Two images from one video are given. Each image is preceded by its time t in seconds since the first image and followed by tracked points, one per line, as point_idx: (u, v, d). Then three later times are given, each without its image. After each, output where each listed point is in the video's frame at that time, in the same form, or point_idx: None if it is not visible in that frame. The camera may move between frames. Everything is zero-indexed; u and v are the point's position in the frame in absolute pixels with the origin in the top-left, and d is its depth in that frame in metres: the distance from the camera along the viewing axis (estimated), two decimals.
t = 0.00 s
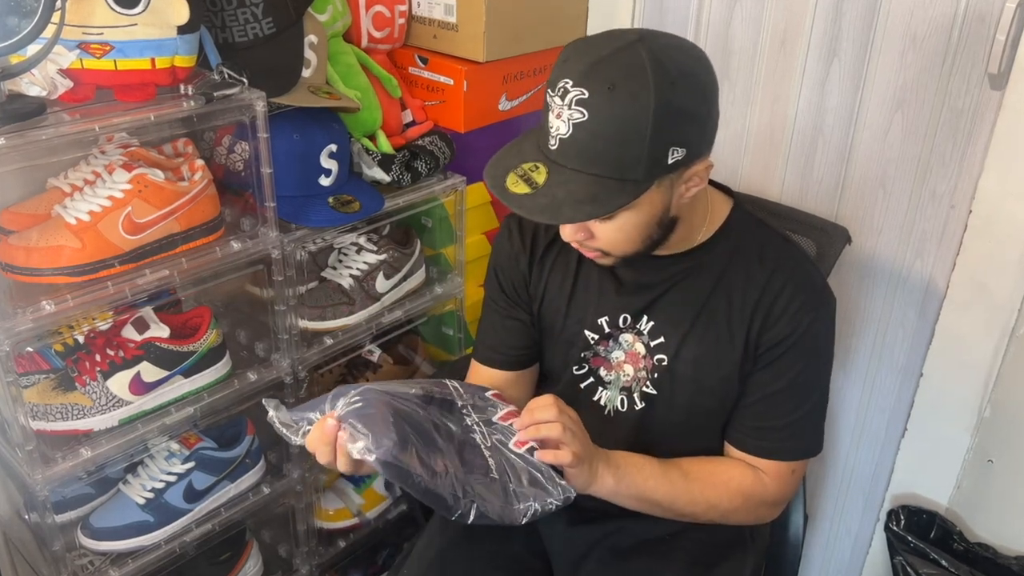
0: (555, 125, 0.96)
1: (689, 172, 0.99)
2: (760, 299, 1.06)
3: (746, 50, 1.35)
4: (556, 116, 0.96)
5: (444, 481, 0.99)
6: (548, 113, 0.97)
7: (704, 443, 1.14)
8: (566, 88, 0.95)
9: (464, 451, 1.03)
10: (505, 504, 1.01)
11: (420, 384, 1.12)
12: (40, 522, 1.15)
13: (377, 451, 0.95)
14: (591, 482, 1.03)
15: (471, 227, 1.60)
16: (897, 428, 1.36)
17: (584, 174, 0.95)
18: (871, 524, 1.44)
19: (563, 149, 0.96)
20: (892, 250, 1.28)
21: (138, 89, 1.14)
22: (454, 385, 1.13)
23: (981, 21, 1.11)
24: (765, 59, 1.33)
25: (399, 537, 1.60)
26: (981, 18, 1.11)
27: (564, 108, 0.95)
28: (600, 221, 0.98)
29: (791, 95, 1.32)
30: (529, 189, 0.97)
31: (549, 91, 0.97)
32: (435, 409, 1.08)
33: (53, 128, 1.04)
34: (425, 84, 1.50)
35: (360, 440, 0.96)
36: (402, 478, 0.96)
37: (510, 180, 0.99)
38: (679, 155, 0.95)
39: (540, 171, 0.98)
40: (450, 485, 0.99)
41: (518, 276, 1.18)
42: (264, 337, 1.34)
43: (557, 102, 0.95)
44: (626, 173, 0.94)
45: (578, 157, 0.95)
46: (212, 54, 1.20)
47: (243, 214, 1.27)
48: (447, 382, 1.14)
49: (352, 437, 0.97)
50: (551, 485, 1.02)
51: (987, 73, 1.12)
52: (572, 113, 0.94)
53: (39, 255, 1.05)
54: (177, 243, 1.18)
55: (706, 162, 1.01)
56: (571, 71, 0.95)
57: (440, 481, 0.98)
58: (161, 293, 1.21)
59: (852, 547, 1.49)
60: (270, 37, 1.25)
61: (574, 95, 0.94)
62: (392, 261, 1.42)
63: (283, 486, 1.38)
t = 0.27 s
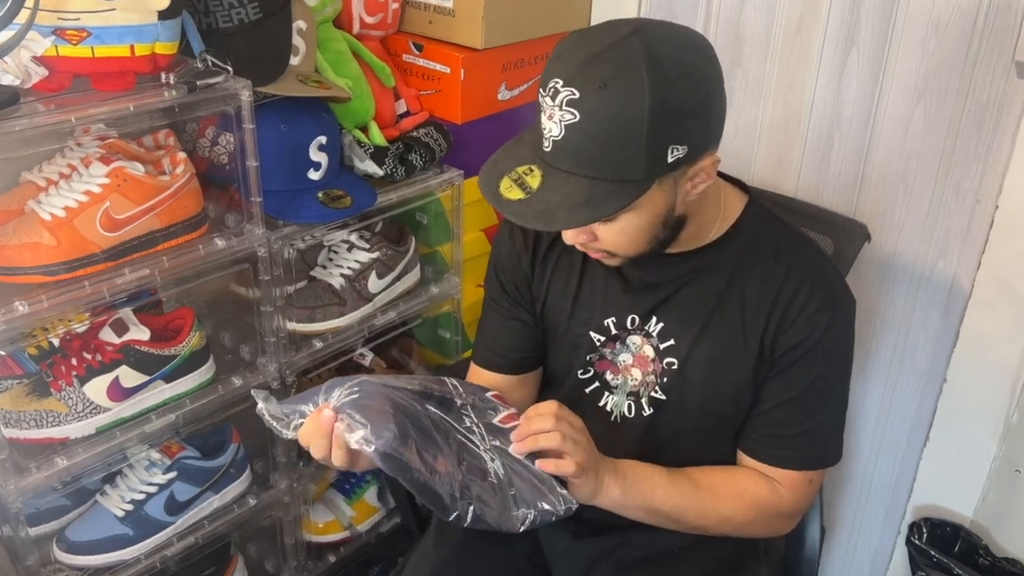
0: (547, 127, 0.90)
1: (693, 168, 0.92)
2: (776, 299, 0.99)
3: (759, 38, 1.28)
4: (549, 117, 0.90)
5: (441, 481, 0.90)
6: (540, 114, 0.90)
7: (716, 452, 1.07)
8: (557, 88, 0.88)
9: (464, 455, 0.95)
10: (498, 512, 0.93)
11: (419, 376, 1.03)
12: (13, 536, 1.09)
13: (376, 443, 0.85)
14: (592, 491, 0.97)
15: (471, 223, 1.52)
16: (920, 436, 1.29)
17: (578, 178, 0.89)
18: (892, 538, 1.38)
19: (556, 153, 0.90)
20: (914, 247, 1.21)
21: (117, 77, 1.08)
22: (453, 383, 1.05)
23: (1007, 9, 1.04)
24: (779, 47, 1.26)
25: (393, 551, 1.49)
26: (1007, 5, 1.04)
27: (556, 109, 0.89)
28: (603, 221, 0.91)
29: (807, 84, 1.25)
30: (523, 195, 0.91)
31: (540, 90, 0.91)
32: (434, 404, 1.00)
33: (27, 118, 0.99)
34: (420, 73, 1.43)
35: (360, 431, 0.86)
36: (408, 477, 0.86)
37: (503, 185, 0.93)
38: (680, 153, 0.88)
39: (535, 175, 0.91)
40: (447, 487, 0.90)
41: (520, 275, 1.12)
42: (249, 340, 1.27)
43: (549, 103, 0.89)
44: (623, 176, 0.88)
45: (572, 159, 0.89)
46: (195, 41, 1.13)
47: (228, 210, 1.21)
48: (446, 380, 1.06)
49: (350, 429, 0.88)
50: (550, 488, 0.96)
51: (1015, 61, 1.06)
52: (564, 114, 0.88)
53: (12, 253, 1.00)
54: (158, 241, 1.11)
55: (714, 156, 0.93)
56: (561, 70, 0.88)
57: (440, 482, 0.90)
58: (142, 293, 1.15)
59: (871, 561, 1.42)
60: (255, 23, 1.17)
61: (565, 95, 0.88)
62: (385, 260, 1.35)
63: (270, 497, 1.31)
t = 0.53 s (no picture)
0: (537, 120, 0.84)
1: (696, 164, 0.85)
2: (793, 301, 0.93)
3: (774, 24, 1.21)
4: (538, 110, 0.84)
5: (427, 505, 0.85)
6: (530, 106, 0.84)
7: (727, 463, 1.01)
8: (547, 79, 0.82)
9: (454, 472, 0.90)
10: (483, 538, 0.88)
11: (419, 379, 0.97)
12: None
13: (355, 465, 0.81)
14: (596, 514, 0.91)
15: (466, 220, 1.45)
16: (945, 445, 1.21)
17: (567, 175, 0.83)
18: (915, 553, 1.30)
19: (547, 149, 0.84)
20: (940, 243, 1.14)
21: (92, 64, 1.01)
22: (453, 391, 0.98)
23: None
24: (795, 33, 1.19)
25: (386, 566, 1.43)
26: None
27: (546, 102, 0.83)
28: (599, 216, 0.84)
29: (825, 71, 1.18)
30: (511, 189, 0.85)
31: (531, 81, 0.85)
32: (429, 419, 0.93)
33: None
34: (414, 59, 1.35)
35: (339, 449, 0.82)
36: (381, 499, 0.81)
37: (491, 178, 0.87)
38: (677, 150, 0.82)
39: (524, 169, 0.85)
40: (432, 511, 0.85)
41: (522, 273, 1.05)
42: (232, 343, 1.20)
43: (539, 95, 0.83)
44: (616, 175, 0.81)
45: (562, 156, 0.82)
46: (175, 25, 1.06)
47: (211, 205, 1.14)
48: (447, 389, 0.98)
49: (331, 446, 0.83)
50: (543, 517, 0.90)
51: None
52: (553, 107, 0.82)
53: None
54: (137, 238, 1.05)
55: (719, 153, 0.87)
56: (552, 59, 0.82)
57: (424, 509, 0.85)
58: (119, 293, 1.09)
59: None
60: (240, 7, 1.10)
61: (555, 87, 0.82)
62: (377, 258, 1.28)
63: (255, 511, 1.24)
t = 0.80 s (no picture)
0: (535, 128, 0.99)
1: (667, 177, 1.00)
2: (755, 304, 1.07)
3: (743, 56, 1.37)
4: (534, 121, 0.99)
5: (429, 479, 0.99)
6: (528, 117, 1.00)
7: (699, 441, 1.16)
8: (543, 94, 0.98)
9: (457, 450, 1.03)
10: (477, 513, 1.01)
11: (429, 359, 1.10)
12: (48, 518, 1.17)
13: (371, 447, 0.94)
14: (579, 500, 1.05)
15: (471, 229, 1.63)
16: (891, 427, 1.40)
17: (557, 177, 0.98)
18: (865, 522, 1.49)
19: (545, 153, 0.98)
20: (886, 252, 1.31)
21: (143, 91, 1.12)
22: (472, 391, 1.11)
23: (973, 26, 1.13)
24: (762, 64, 1.35)
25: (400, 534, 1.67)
26: (972, 25, 1.13)
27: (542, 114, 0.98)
28: (582, 220, 1.00)
29: (787, 98, 1.34)
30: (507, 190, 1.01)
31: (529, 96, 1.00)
32: (448, 411, 1.06)
33: (61, 130, 1.01)
34: (427, 87, 1.53)
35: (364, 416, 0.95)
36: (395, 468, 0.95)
37: (492, 180, 1.03)
38: (654, 159, 0.97)
39: (519, 174, 1.01)
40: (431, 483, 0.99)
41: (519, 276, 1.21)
42: (266, 337, 1.36)
43: (536, 108, 0.98)
44: (602, 179, 0.95)
45: (553, 161, 0.98)
46: (218, 59, 1.22)
47: (248, 216, 1.29)
48: (471, 378, 1.14)
49: (356, 424, 0.95)
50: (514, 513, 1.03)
51: (980, 78, 1.14)
52: (546, 119, 0.97)
53: (49, 257, 1.06)
54: (183, 244, 1.18)
55: (688, 166, 1.01)
56: (546, 79, 0.98)
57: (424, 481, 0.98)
58: (167, 293, 1.23)
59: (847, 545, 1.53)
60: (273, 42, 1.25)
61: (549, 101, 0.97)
62: (393, 262, 1.45)
63: (287, 483, 1.42)
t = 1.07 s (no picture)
0: (611, 42, 0.96)
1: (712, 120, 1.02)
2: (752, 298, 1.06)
3: (742, 55, 1.37)
4: (615, 33, 0.95)
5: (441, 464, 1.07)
6: (604, 33, 0.96)
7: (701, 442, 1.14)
8: (621, 9, 0.96)
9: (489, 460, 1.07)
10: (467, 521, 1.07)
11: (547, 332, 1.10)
12: (47, 519, 1.17)
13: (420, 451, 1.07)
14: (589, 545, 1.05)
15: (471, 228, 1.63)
16: (891, 427, 1.40)
17: (651, 81, 0.93)
18: (865, 521, 1.49)
19: (620, 65, 0.95)
20: (886, 250, 1.31)
21: (144, 92, 1.12)
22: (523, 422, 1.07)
23: (973, 26, 1.13)
24: (761, 64, 1.35)
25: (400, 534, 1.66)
26: (973, 23, 1.13)
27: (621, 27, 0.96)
28: (648, 154, 0.96)
29: (787, 97, 1.34)
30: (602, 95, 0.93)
31: (596, 20, 0.98)
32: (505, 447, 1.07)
33: (61, 130, 1.01)
34: (427, 87, 1.54)
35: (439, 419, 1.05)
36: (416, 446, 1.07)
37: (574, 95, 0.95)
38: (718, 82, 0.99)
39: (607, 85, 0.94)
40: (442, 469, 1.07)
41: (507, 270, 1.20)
42: (267, 337, 1.36)
43: (615, 20, 0.96)
44: (681, 93, 0.93)
45: (644, 67, 0.94)
46: (218, 58, 1.23)
47: (247, 215, 1.30)
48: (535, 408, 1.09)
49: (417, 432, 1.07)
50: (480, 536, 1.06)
51: (980, 78, 1.14)
52: (635, 24, 0.94)
53: (49, 257, 1.05)
54: (183, 244, 1.18)
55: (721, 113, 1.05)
56: None
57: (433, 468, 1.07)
58: (167, 293, 1.23)
59: (847, 544, 1.54)
60: (273, 42, 1.25)
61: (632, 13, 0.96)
62: (393, 262, 1.44)
63: (286, 483, 1.43)
